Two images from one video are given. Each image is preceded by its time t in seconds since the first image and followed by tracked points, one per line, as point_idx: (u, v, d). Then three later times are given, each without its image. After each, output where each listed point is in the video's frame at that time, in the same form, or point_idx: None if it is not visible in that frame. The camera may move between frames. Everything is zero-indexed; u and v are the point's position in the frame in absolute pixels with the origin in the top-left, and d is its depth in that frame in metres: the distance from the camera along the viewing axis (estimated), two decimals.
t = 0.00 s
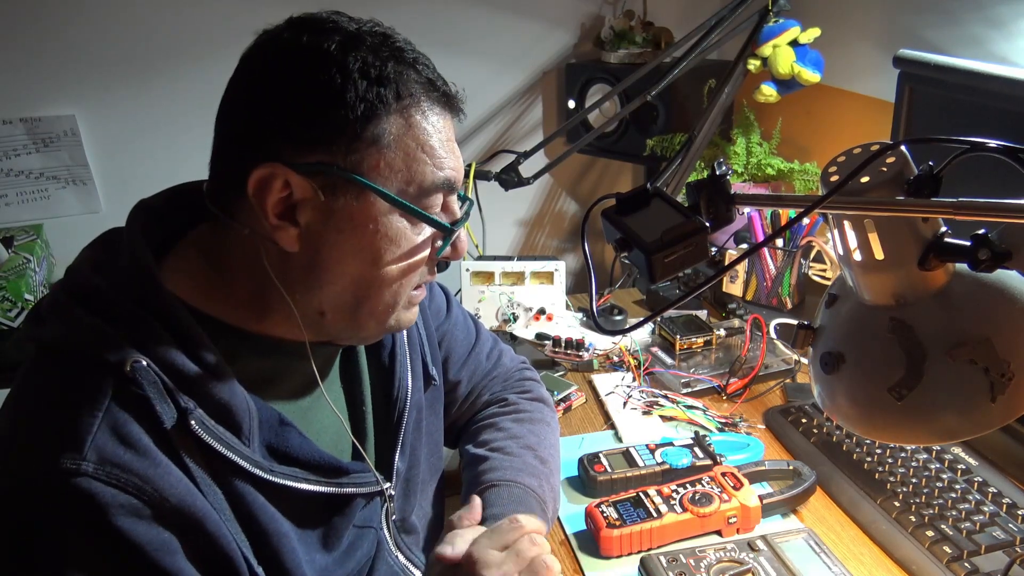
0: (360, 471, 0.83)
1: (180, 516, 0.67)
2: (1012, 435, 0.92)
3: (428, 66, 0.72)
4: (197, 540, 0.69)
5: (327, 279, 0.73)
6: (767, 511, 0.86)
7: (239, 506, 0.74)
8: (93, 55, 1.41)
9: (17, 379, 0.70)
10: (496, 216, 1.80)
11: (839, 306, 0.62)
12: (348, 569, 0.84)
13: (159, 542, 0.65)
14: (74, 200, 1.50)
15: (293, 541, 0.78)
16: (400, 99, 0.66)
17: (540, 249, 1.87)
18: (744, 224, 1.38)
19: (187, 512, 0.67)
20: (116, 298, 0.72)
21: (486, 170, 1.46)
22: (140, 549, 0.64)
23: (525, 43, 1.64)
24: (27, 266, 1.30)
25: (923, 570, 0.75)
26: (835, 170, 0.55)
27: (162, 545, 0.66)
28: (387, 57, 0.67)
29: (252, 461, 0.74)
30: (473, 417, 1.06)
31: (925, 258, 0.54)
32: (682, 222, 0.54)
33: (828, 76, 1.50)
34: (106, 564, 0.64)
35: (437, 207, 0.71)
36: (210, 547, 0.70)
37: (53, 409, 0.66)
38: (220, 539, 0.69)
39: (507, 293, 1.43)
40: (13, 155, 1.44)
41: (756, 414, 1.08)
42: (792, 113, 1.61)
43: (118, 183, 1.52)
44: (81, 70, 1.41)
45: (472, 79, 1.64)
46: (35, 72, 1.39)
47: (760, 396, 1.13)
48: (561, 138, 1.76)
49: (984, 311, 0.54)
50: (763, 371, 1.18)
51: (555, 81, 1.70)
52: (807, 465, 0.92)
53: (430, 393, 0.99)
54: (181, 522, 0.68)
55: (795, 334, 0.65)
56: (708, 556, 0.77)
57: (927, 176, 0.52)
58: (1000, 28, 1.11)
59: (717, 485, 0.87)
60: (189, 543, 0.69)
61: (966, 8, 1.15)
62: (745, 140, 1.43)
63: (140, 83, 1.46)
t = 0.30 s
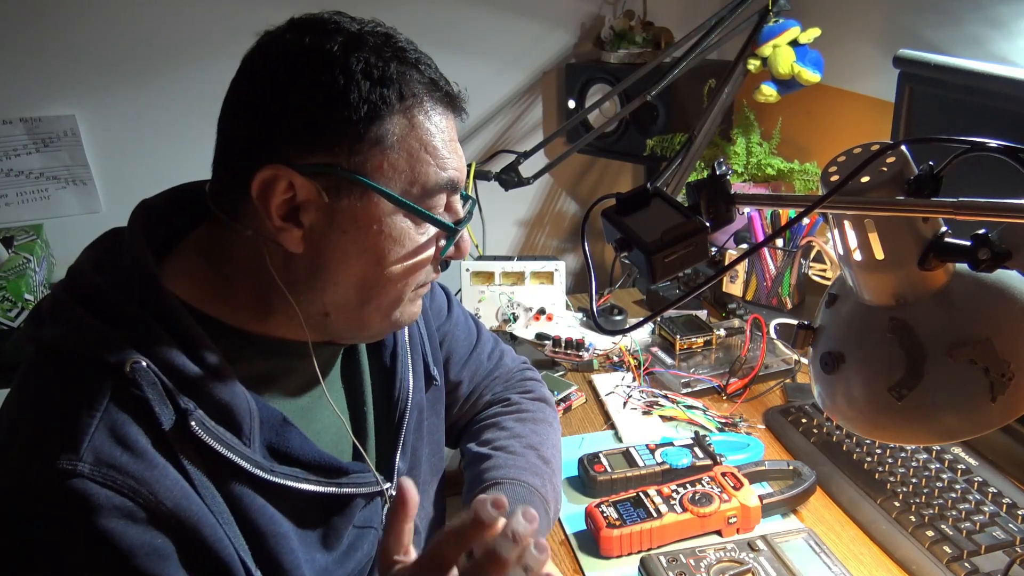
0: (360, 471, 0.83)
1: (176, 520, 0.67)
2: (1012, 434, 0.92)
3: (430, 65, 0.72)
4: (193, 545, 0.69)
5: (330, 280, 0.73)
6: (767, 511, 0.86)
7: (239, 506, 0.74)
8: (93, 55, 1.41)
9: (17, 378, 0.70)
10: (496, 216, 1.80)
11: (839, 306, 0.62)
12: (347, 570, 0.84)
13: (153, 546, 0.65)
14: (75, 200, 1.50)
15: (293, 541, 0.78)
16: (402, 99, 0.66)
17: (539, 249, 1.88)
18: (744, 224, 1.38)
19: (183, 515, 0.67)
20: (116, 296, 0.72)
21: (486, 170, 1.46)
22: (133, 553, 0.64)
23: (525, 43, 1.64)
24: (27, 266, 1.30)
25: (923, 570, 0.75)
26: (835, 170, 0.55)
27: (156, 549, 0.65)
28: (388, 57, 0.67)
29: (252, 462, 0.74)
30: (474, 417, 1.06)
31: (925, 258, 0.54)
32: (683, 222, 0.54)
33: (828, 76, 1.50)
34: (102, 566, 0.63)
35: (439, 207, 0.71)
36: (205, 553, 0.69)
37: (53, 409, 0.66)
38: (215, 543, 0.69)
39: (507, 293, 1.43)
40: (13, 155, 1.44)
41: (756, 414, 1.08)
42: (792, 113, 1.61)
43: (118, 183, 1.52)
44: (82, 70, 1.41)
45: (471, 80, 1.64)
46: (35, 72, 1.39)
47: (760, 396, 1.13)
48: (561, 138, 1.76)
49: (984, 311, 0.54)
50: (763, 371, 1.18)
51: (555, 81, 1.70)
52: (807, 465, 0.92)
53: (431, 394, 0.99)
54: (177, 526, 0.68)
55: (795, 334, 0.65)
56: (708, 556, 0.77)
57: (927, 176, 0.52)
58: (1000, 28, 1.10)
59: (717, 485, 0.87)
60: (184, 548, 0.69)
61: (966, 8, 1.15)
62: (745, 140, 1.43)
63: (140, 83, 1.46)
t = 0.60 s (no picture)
0: (360, 472, 0.83)
1: (181, 519, 0.67)
2: (1012, 434, 0.92)
3: (427, 64, 0.72)
4: (199, 543, 0.69)
5: (329, 279, 0.73)
6: (767, 511, 0.86)
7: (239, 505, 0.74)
8: (94, 55, 1.41)
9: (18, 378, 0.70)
10: (496, 216, 1.80)
11: (839, 306, 0.62)
12: (348, 570, 0.84)
13: (159, 544, 0.65)
14: (75, 200, 1.50)
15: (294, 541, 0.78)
16: (400, 98, 0.66)
17: (540, 248, 1.88)
18: (744, 224, 1.38)
19: (188, 514, 0.67)
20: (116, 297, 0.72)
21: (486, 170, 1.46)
22: (139, 551, 0.64)
23: (525, 43, 1.64)
24: (27, 266, 1.30)
25: (923, 570, 0.75)
26: (835, 170, 0.55)
27: (163, 548, 0.65)
28: (382, 55, 0.67)
29: (253, 462, 0.74)
30: (474, 417, 1.06)
31: (925, 258, 0.54)
32: (682, 222, 0.54)
33: (828, 75, 1.50)
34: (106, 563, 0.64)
35: (438, 206, 0.71)
36: (211, 550, 0.70)
37: (54, 409, 0.66)
38: (221, 541, 0.69)
39: (507, 293, 1.43)
40: (13, 155, 1.44)
41: (756, 414, 1.08)
42: (792, 113, 1.61)
43: (118, 183, 1.52)
44: (82, 70, 1.41)
45: (472, 80, 1.64)
46: (35, 72, 1.39)
47: (760, 396, 1.13)
48: (561, 137, 1.76)
49: (985, 311, 0.54)
50: (763, 371, 1.18)
51: (556, 81, 1.70)
52: (807, 465, 0.92)
53: (430, 394, 0.99)
54: (182, 524, 0.68)
55: (795, 334, 0.65)
56: (708, 556, 0.77)
57: (928, 176, 0.52)
58: (1000, 27, 1.10)
59: (717, 485, 0.87)
60: (190, 545, 0.69)
61: (966, 8, 1.15)
62: (745, 140, 1.43)
63: (140, 83, 1.46)
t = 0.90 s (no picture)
0: (350, 472, 0.82)
1: (168, 513, 0.67)
2: (1012, 434, 0.92)
3: (399, 61, 0.69)
4: (188, 538, 0.69)
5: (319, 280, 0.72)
6: (767, 511, 0.86)
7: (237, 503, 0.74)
8: (94, 55, 1.41)
9: (14, 377, 0.70)
10: (496, 216, 1.80)
11: (839, 307, 0.62)
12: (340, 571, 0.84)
13: (146, 538, 0.65)
14: (74, 201, 1.50)
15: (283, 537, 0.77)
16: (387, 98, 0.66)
17: (540, 248, 1.87)
18: (744, 224, 1.38)
19: (174, 507, 0.67)
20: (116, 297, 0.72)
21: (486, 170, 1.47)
22: (126, 546, 0.64)
23: (524, 43, 1.64)
24: (26, 266, 1.30)
25: (923, 570, 0.75)
26: (835, 170, 0.55)
27: (150, 541, 0.65)
28: (342, 56, 0.66)
29: (239, 459, 0.74)
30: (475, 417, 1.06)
31: (925, 258, 0.54)
32: (683, 222, 0.54)
33: (828, 76, 1.50)
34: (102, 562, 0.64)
35: (397, 213, 0.68)
36: (201, 544, 0.69)
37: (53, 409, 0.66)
38: (210, 534, 0.69)
39: (507, 293, 1.43)
40: (13, 155, 1.44)
41: (756, 414, 1.08)
42: (792, 113, 1.61)
43: (118, 183, 1.52)
44: (82, 70, 1.41)
45: (471, 80, 1.64)
46: (35, 72, 1.39)
47: (760, 396, 1.13)
48: (561, 138, 1.76)
49: (985, 310, 0.54)
50: (763, 371, 1.18)
51: (555, 81, 1.70)
52: (807, 465, 0.92)
53: (431, 395, 0.99)
54: (170, 519, 0.67)
55: (795, 334, 0.65)
56: (708, 556, 0.77)
57: (928, 176, 0.52)
58: (1000, 28, 1.10)
59: (717, 485, 0.87)
60: (179, 540, 0.69)
61: (966, 9, 1.15)
62: (745, 140, 1.43)
63: (140, 83, 1.46)
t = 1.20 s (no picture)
0: (355, 466, 0.82)
1: (172, 504, 0.67)
2: (1012, 434, 0.92)
3: (341, 31, 0.69)
4: (193, 529, 0.69)
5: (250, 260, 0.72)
6: (767, 511, 0.86)
7: (236, 501, 0.74)
8: (94, 55, 1.41)
9: (15, 376, 0.70)
10: (496, 216, 1.80)
11: (839, 307, 0.62)
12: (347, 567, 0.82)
13: (151, 529, 0.65)
14: (74, 201, 1.50)
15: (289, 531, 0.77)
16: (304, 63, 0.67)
17: (539, 248, 1.88)
18: (744, 224, 1.38)
19: (179, 499, 0.67)
20: (117, 300, 0.72)
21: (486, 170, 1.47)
22: (131, 537, 0.63)
23: (524, 42, 1.64)
24: (27, 266, 1.30)
25: (923, 570, 0.75)
26: (835, 170, 0.55)
27: (156, 532, 0.65)
28: (269, 28, 0.68)
29: (245, 453, 0.74)
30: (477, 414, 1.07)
31: (925, 258, 0.54)
32: (683, 222, 0.54)
33: (827, 76, 1.50)
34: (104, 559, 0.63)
35: (313, 177, 0.68)
36: (206, 537, 0.69)
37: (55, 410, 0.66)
38: (216, 525, 0.69)
39: (507, 293, 1.43)
40: (13, 155, 1.44)
41: (756, 414, 1.08)
42: (792, 113, 1.61)
43: (118, 183, 1.52)
44: (82, 70, 1.41)
45: (471, 80, 1.64)
46: (35, 72, 1.39)
47: (760, 396, 1.13)
48: (561, 138, 1.76)
49: (985, 310, 0.54)
50: (763, 371, 1.18)
51: (555, 81, 1.70)
52: (807, 465, 0.92)
53: (434, 392, 1.00)
54: (174, 511, 0.67)
55: (794, 334, 0.65)
56: (708, 556, 0.77)
57: (928, 176, 0.52)
58: (1000, 28, 1.10)
59: (718, 485, 0.87)
60: (181, 533, 0.68)
61: (966, 9, 1.15)
62: (745, 140, 1.43)
63: (139, 83, 1.46)
